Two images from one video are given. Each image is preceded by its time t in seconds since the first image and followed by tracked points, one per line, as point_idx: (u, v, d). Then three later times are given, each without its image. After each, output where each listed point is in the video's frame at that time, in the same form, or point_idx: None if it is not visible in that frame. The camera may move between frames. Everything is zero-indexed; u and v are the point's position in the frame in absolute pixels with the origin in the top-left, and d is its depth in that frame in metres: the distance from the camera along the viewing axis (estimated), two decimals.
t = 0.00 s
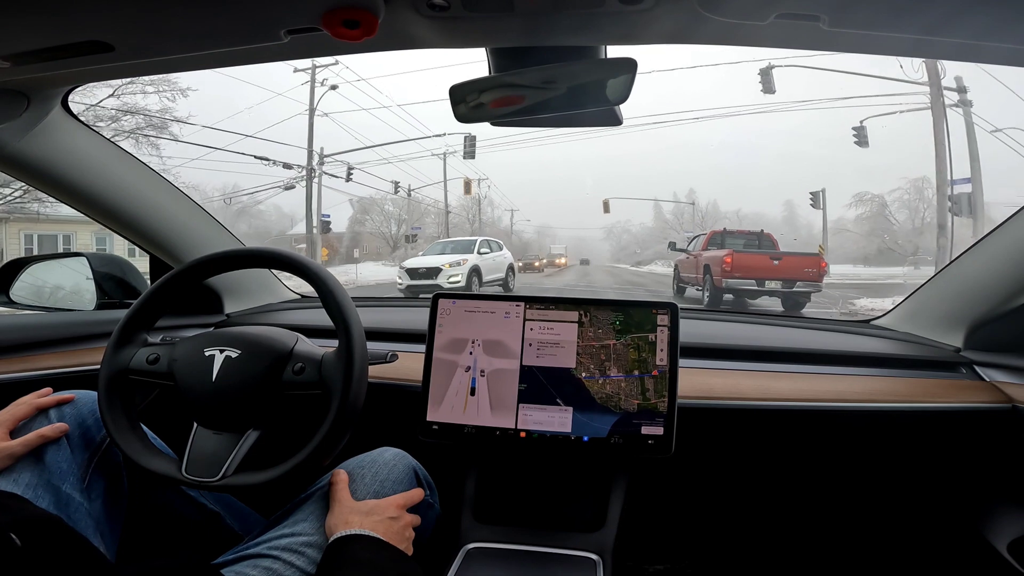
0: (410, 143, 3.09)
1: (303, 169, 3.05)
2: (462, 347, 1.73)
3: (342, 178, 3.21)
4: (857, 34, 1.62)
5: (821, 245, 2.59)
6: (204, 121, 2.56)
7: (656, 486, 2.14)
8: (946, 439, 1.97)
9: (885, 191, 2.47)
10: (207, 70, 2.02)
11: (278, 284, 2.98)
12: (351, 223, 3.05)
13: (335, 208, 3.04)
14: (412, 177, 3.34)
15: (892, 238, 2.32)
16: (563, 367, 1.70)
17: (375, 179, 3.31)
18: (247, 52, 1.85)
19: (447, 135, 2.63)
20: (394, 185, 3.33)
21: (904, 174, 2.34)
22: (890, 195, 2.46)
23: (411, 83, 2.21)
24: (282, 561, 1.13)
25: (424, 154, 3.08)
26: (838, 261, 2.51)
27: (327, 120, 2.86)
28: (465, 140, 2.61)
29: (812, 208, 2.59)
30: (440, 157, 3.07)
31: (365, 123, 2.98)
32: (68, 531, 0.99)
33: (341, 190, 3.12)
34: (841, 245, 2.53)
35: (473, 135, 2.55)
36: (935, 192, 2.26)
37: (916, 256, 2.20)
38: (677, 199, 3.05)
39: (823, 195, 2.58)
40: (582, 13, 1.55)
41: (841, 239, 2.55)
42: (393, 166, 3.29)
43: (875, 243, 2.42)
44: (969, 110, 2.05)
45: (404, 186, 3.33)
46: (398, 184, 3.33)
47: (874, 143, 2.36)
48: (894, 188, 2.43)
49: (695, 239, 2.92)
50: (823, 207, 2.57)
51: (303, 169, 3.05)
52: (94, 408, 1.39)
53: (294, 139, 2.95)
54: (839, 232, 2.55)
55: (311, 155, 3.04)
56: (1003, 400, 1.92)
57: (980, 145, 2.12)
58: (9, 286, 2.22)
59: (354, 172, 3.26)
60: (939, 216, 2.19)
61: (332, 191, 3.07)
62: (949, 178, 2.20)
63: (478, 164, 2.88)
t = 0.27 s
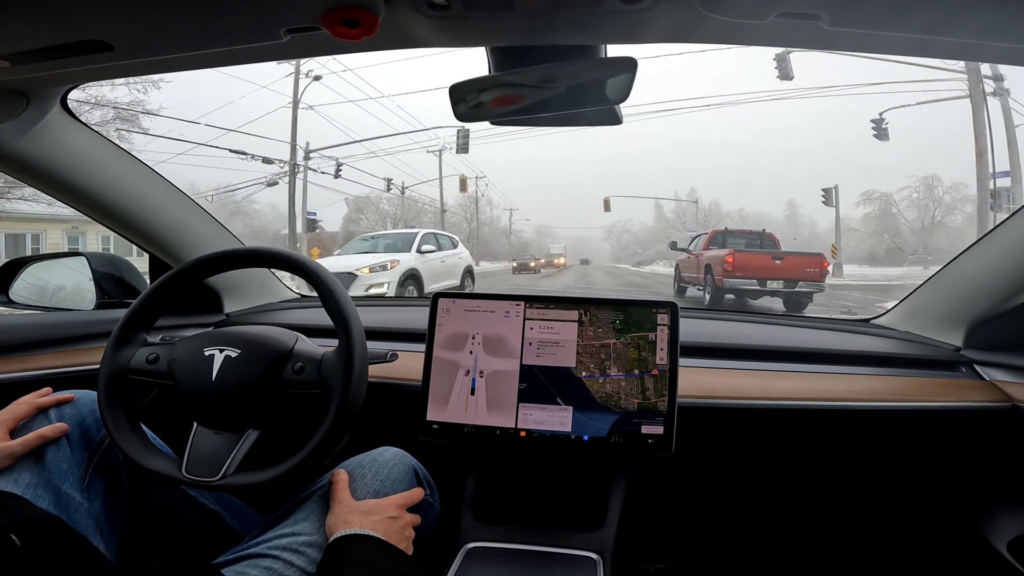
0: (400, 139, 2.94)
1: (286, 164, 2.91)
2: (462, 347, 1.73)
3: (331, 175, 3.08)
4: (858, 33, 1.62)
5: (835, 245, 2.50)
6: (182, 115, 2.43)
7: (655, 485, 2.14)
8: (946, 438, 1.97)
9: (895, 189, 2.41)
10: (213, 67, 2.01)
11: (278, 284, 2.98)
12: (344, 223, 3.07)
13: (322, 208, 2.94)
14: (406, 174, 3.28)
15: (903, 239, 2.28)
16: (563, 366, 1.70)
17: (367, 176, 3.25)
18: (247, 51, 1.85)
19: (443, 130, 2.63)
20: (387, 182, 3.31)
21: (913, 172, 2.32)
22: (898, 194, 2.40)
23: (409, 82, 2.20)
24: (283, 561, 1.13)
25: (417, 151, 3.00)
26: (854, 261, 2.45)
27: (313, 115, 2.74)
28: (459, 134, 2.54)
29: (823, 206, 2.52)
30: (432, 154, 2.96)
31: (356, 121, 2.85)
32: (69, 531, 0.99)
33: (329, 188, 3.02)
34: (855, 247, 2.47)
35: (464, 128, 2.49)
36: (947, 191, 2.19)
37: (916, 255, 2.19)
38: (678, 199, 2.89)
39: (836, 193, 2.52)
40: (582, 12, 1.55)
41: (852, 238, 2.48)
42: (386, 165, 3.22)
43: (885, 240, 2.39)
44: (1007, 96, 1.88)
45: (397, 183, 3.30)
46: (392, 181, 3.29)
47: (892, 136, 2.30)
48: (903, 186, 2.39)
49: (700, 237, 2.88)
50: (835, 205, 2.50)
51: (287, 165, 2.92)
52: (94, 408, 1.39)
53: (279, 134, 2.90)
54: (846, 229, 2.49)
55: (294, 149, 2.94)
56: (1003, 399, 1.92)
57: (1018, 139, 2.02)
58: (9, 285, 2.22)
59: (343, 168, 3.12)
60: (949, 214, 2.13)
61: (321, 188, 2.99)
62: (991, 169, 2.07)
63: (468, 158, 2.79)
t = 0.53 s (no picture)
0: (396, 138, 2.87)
1: (268, 160, 2.87)
2: (462, 346, 1.73)
3: (319, 172, 3.04)
4: (857, 33, 1.62)
5: (847, 245, 2.43)
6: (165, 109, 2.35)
7: (655, 484, 2.14)
8: (945, 438, 1.97)
9: (904, 188, 2.27)
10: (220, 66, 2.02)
11: (278, 283, 2.98)
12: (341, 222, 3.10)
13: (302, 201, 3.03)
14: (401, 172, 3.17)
15: (908, 237, 2.22)
16: (562, 365, 1.70)
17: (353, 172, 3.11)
18: (247, 50, 1.85)
19: (433, 125, 2.56)
20: (381, 179, 3.20)
21: (920, 171, 2.17)
22: (906, 192, 2.27)
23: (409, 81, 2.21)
24: (282, 560, 1.13)
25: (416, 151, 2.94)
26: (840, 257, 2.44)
27: (298, 108, 2.53)
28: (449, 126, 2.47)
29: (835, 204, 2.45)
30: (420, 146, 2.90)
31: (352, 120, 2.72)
32: (68, 530, 0.99)
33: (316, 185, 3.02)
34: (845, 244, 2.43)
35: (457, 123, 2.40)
36: (957, 190, 2.10)
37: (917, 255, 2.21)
38: (678, 197, 2.84)
39: (848, 190, 2.42)
40: (581, 11, 1.55)
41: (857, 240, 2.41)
42: (378, 162, 3.10)
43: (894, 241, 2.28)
44: None
45: (390, 180, 3.19)
46: (384, 179, 3.18)
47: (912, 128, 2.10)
48: (910, 185, 2.25)
49: (695, 237, 2.88)
50: (848, 203, 2.41)
51: (272, 160, 2.88)
52: (93, 407, 1.39)
53: (256, 129, 2.69)
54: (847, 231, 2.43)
55: (277, 144, 2.81)
56: (1002, 399, 1.92)
57: None
58: (9, 284, 2.25)
59: (333, 164, 3.06)
60: (960, 214, 2.08)
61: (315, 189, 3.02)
62: None
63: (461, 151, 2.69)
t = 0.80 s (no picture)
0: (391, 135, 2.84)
1: (250, 156, 2.72)
2: (462, 345, 1.73)
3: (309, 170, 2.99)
4: (857, 32, 1.62)
5: (860, 243, 2.43)
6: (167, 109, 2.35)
7: (655, 484, 2.14)
8: (945, 437, 1.98)
9: (912, 188, 2.27)
10: (220, 68, 2.03)
11: (278, 283, 2.98)
12: (333, 223, 2.78)
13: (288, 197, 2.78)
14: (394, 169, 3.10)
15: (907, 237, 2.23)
16: (562, 365, 1.70)
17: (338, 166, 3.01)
18: (246, 50, 1.85)
19: (429, 118, 2.53)
20: (372, 176, 3.09)
21: (928, 170, 2.20)
22: (913, 192, 2.28)
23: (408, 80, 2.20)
24: (282, 560, 1.13)
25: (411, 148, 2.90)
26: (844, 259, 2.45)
27: (283, 101, 2.46)
28: (444, 122, 2.49)
29: (847, 202, 2.46)
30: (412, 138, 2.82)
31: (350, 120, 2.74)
32: (69, 530, 0.99)
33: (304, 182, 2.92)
34: (846, 245, 2.46)
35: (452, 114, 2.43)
36: (966, 189, 2.11)
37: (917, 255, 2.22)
38: (679, 197, 2.85)
39: (860, 186, 2.42)
40: (581, 11, 1.55)
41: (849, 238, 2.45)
42: (369, 156, 3.03)
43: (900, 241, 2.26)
44: None
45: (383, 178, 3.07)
46: (377, 175, 3.08)
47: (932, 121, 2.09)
48: (917, 184, 2.25)
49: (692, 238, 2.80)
50: (859, 200, 2.43)
51: (255, 155, 2.73)
52: (93, 407, 1.39)
53: (245, 125, 2.63)
54: (852, 229, 2.44)
55: (262, 139, 2.72)
56: (1002, 398, 1.92)
57: None
58: (9, 285, 2.24)
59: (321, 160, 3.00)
60: (968, 213, 2.08)
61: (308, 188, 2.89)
62: None
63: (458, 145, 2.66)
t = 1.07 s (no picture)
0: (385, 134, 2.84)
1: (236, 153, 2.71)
2: (462, 345, 1.73)
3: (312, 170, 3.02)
4: (856, 31, 1.62)
5: (871, 243, 2.42)
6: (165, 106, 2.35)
7: (655, 484, 2.14)
8: (945, 436, 1.98)
9: (918, 187, 2.25)
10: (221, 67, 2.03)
11: (278, 283, 2.98)
12: (329, 222, 2.89)
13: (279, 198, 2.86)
14: (390, 168, 3.16)
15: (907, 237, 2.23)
16: (562, 365, 1.70)
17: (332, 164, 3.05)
18: (246, 50, 1.85)
19: (421, 113, 2.54)
20: (366, 175, 3.15)
21: (937, 168, 2.18)
22: (920, 190, 2.25)
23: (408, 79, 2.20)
24: (282, 560, 1.13)
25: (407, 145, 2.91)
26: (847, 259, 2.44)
27: (269, 97, 2.36)
28: (438, 115, 2.52)
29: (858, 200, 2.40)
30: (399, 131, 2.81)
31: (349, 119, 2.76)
32: (69, 530, 0.99)
33: (297, 181, 2.97)
34: (850, 245, 2.44)
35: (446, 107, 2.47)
36: (975, 188, 2.09)
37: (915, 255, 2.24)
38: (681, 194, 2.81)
39: (871, 183, 2.37)
40: (581, 11, 1.55)
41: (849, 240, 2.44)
42: (363, 155, 3.04)
43: (906, 240, 2.26)
44: None
45: (378, 176, 3.17)
46: (370, 174, 3.14)
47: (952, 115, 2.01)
48: (924, 182, 2.23)
49: (687, 239, 2.79)
50: (871, 197, 2.37)
51: (239, 151, 2.70)
52: (93, 407, 1.39)
53: (230, 118, 2.54)
54: (856, 228, 2.42)
55: (245, 134, 2.65)
56: (1002, 397, 1.92)
57: None
58: (9, 285, 2.23)
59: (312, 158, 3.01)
60: (976, 212, 2.07)
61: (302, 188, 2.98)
62: None
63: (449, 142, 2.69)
